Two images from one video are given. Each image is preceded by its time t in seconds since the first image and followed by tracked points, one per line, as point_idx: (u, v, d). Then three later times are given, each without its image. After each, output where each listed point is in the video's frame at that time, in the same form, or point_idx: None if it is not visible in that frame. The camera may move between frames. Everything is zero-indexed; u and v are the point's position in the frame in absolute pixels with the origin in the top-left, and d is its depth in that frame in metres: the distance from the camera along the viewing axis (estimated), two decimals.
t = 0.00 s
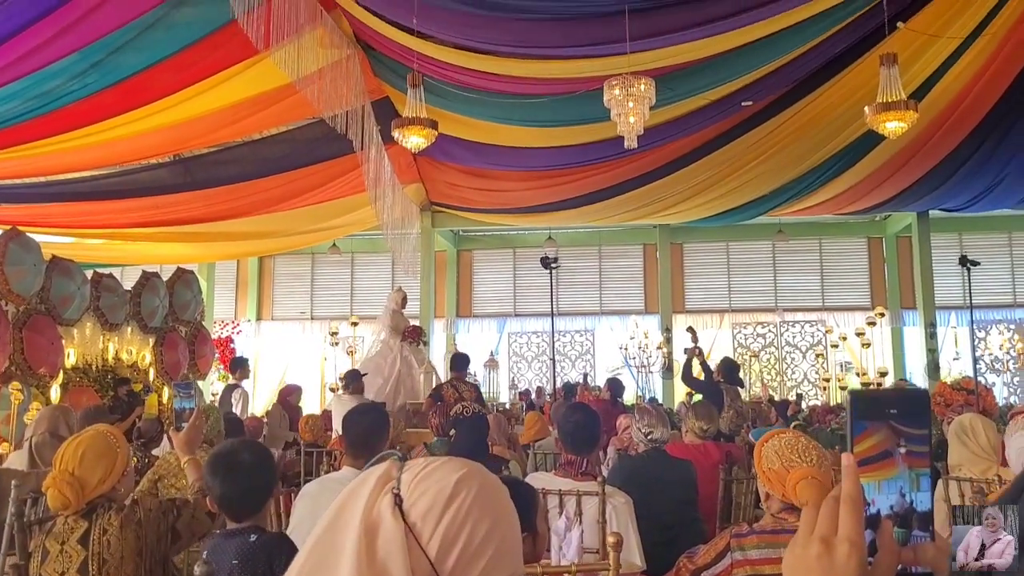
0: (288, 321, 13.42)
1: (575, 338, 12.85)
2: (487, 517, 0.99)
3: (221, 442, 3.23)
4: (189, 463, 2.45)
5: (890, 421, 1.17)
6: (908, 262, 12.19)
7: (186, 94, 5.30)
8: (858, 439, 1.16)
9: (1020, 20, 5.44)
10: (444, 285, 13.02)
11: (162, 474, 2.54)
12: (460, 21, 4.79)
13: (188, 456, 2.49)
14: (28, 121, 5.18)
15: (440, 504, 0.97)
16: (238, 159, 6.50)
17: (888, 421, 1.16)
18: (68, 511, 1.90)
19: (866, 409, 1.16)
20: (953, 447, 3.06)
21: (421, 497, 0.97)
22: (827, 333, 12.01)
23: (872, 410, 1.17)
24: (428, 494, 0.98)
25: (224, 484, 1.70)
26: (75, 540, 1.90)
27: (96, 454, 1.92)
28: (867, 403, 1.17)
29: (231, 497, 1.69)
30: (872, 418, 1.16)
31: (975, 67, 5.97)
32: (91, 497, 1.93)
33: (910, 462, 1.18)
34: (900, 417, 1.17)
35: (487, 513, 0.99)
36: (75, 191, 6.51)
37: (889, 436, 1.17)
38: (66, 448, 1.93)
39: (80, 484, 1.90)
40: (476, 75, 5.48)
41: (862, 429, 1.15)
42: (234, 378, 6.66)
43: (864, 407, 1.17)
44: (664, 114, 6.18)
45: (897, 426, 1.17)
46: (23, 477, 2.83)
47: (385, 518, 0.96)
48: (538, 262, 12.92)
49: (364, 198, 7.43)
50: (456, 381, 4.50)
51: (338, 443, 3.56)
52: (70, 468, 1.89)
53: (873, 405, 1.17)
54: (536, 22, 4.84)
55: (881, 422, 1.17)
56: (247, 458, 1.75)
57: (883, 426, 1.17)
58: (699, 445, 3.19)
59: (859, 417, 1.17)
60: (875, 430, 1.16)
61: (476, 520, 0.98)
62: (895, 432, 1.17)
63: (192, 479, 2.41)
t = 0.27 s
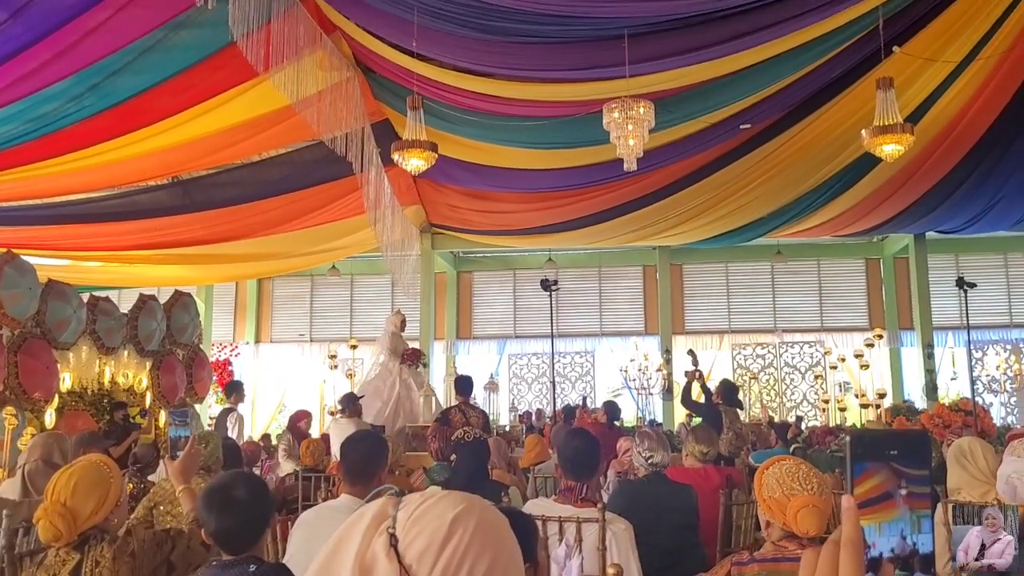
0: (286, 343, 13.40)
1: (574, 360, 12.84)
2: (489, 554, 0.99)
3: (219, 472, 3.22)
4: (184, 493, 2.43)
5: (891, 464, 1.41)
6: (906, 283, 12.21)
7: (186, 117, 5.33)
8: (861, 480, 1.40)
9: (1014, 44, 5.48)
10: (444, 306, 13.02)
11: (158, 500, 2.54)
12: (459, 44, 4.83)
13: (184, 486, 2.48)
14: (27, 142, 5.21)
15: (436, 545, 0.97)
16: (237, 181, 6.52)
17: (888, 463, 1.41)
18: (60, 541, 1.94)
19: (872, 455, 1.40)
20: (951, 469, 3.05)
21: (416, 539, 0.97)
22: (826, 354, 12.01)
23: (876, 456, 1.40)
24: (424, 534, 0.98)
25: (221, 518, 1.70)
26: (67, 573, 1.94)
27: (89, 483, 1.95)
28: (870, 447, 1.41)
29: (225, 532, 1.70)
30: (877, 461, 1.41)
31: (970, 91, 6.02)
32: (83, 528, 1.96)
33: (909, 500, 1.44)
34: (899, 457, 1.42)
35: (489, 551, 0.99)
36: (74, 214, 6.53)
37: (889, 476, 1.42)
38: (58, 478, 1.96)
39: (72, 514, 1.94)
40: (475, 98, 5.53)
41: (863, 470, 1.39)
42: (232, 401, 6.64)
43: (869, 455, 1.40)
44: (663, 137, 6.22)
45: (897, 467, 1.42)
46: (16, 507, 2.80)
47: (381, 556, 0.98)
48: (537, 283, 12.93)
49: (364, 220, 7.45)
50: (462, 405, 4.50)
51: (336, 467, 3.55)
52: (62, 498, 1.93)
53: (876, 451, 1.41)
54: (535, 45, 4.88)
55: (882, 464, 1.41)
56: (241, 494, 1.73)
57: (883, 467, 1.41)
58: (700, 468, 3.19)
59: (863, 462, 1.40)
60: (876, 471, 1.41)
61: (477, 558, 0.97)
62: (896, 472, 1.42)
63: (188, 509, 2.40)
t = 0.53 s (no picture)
0: (281, 350, 13.37)
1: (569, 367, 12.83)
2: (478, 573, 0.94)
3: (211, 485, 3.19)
4: (174, 506, 2.41)
5: (887, 487, 1.46)
6: (901, 290, 12.23)
7: (180, 124, 5.31)
8: (857, 504, 1.46)
9: (1009, 51, 5.50)
10: (439, 313, 13.00)
11: (148, 511, 2.53)
12: (454, 50, 4.82)
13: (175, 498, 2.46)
14: (21, 149, 5.18)
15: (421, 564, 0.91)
16: (231, 189, 6.50)
17: (886, 486, 1.46)
18: (48, 556, 1.92)
19: (868, 480, 1.46)
20: (952, 478, 3.04)
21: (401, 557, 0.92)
22: (822, 361, 12.02)
23: (872, 480, 1.46)
24: (408, 554, 0.93)
25: (209, 532, 1.68)
26: None
27: (79, 496, 1.95)
28: (866, 471, 1.47)
29: (215, 546, 1.68)
30: (872, 486, 1.46)
31: (965, 98, 6.04)
32: (71, 542, 1.94)
33: (908, 524, 1.48)
34: (896, 481, 1.47)
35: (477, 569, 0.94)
36: (67, 221, 6.50)
37: (886, 500, 1.47)
38: (47, 491, 1.96)
39: (61, 528, 1.92)
40: (470, 104, 5.53)
41: (860, 494, 1.45)
42: (226, 409, 6.61)
43: (865, 479, 1.46)
44: (658, 144, 6.22)
45: (894, 490, 1.47)
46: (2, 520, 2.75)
47: None
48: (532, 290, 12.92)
49: (359, 227, 7.44)
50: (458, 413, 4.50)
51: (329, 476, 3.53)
52: (50, 512, 1.92)
53: (872, 475, 1.47)
54: (530, 52, 4.88)
55: (879, 487, 1.46)
56: (228, 506, 1.72)
57: (881, 491, 1.46)
58: (695, 478, 3.18)
59: (859, 485, 1.46)
60: (874, 495, 1.46)
61: None
62: (892, 496, 1.47)
63: (178, 522, 2.38)
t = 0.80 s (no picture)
0: (277, 355, 13.34)
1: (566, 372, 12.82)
2: None
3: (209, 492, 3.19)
4: (172, 513, 2.40)
5: (900, 501, 1.46)
6: (897, 296, 12.25)
7: (176, 130, 5.30)
8: (869, 516, 1.46)
9: (1005, 57, 5.52)
10: (435, 319, 12.98)
11: (145, 517, 2.52)
12: (452, 56, 4.82)
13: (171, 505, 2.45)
14: (18, 155, 5.17)
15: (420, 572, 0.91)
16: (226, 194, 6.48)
17: (897, 499, 1.46)
18: (45, 564, 1.92)
19: (880, 492, 1.46)
20: (958, 486, 3.05)
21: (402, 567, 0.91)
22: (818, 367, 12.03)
23: (883, 493, 1.46)
24: (406, 561, 0.92)
25: (207, 541, 1.68)
26: None
27: (75, 504, 1.95)
28: (881, 485, 1.47)
29: (213, 555, 1.68)
30: (884, 498, 1.47)
31: (961, 103, 6.05)
32: (68, 549, 1.94)
33: (919, 539, 1.50)
34: (908, 493, 1.48)
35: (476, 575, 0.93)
36: (62, 228, 6.48)
37: (897, 512, 1.47)
38: (44, 498, 1.95)
39: (58, 535, 1.92)
40: (467, 109, 5.52)
41: (870, 507, 1.45)
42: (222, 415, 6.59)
43: (876, 491, 1.46)
44: (654, 150, 6.23)
45: (905, 503, 1.47)
46: None
47: None
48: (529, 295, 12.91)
49: (355, 232, 7.42)
50: (455, 419, 4.50)
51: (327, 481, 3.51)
52: (48, 518, 1.92)
53: (884, 488, 1.47)
54: (526, 58, 4.89)
55: (890, 500, 1.47)
56: (226, 515, 1.71)
57: (892, 504, 1.46)
58: (693, 486, 3.19)
59: (871, 498, 1.46)
60: (885, 507, 1.46)
61: None
62: (903, 508, 1.48)
63: (175, 528, 2.37)
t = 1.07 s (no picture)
0: (273, 360, 13.30)
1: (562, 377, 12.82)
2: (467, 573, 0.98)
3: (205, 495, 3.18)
4: (168, 517, 2.39)
5: (906, 503, 1.81)
6: (893, 302, 12.29)
7: (173, 134, 5.30)
8: (877, 519, 1.79)
9: (1000, 63, 5.56)
10: (431, 324, 12.98)
11: (141, 521, 2.51)
12: (450, 60, 4.83)
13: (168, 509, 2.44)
14: (15, 159, 5.16)
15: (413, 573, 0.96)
16: (223, 198, 6.47)
17: (903, 503, 1.81)
18: (41, 568, 1.91)
19: (885, 499, 1.80)
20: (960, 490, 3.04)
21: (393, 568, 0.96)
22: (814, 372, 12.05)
23: (890, 498, 1.81)
24: (400, 563, 0.97)
25: (203, 541, 1.68)
26: None
27: (70, 508, 1.94)
28: (886, 491, 1.82)
29: (210, 556, 1.68)
30: (887, 505, 1.80)
31: (957, 109, 6.09)
32: (64, 553, 1.93)
33: (925, 541, 1.80)
34: (914, 498, 1.82)
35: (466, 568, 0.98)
36: (57, 231, 6.46)
37: (904, 515, 1.80)
38: (40, 503, 1.95)
39: (53, 539, 1.91)
40: (464, 113, 5.53)
41: (877, 509, 1.79)
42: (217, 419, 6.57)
43: (884, 497, 1.81)
44: (651, 155, 6.25)
45: (911, 507, 1.81)
46: None
47: None
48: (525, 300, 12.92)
49: (351, 236, 7.42)
50: (453, 423, 4.49)
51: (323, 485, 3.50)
52: (43, 522, 1.91)
53: (892, 495, 1.81)
54: (524, 63, 4.89)
55: (897, 505, 1.80)
56: (223, 515, 1.71)
57: (898, 508, 1.80)
58: (691, 489, 3.18)
59: (878, 503, 1.80)
60: (891, 511, 1.80)
61: None
62: (909, 513, 1.81)
63: (171, 532, 2.36)
